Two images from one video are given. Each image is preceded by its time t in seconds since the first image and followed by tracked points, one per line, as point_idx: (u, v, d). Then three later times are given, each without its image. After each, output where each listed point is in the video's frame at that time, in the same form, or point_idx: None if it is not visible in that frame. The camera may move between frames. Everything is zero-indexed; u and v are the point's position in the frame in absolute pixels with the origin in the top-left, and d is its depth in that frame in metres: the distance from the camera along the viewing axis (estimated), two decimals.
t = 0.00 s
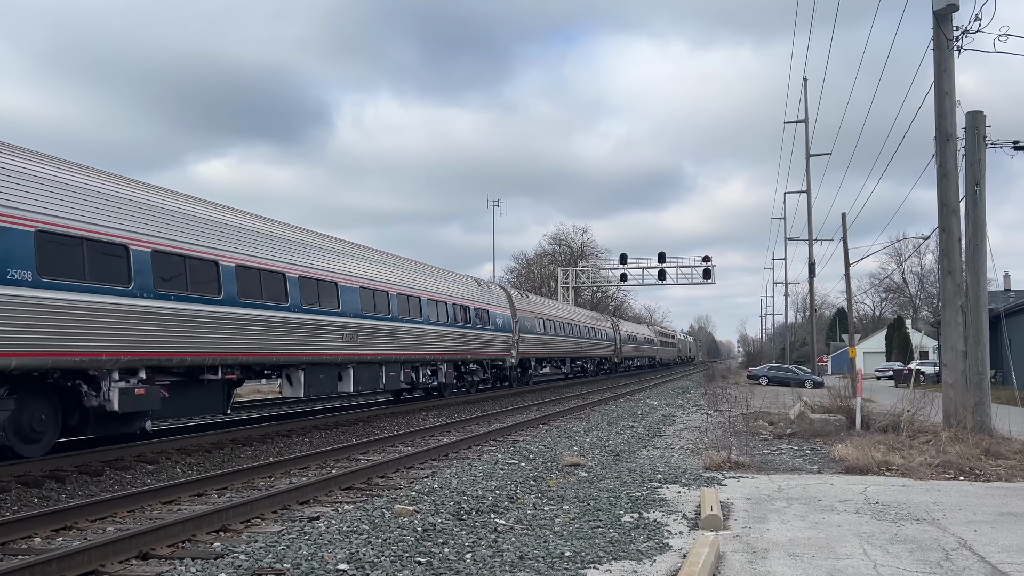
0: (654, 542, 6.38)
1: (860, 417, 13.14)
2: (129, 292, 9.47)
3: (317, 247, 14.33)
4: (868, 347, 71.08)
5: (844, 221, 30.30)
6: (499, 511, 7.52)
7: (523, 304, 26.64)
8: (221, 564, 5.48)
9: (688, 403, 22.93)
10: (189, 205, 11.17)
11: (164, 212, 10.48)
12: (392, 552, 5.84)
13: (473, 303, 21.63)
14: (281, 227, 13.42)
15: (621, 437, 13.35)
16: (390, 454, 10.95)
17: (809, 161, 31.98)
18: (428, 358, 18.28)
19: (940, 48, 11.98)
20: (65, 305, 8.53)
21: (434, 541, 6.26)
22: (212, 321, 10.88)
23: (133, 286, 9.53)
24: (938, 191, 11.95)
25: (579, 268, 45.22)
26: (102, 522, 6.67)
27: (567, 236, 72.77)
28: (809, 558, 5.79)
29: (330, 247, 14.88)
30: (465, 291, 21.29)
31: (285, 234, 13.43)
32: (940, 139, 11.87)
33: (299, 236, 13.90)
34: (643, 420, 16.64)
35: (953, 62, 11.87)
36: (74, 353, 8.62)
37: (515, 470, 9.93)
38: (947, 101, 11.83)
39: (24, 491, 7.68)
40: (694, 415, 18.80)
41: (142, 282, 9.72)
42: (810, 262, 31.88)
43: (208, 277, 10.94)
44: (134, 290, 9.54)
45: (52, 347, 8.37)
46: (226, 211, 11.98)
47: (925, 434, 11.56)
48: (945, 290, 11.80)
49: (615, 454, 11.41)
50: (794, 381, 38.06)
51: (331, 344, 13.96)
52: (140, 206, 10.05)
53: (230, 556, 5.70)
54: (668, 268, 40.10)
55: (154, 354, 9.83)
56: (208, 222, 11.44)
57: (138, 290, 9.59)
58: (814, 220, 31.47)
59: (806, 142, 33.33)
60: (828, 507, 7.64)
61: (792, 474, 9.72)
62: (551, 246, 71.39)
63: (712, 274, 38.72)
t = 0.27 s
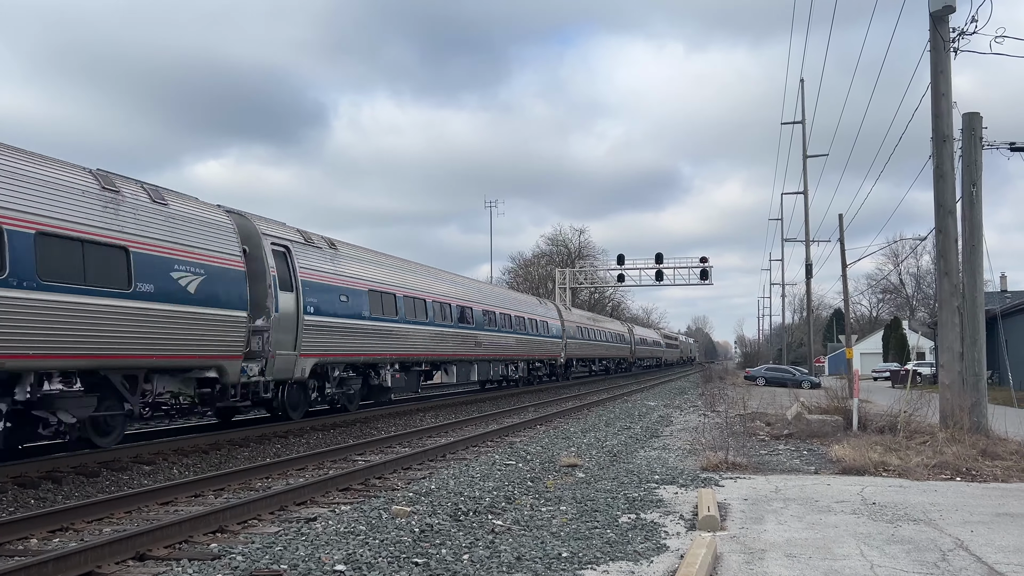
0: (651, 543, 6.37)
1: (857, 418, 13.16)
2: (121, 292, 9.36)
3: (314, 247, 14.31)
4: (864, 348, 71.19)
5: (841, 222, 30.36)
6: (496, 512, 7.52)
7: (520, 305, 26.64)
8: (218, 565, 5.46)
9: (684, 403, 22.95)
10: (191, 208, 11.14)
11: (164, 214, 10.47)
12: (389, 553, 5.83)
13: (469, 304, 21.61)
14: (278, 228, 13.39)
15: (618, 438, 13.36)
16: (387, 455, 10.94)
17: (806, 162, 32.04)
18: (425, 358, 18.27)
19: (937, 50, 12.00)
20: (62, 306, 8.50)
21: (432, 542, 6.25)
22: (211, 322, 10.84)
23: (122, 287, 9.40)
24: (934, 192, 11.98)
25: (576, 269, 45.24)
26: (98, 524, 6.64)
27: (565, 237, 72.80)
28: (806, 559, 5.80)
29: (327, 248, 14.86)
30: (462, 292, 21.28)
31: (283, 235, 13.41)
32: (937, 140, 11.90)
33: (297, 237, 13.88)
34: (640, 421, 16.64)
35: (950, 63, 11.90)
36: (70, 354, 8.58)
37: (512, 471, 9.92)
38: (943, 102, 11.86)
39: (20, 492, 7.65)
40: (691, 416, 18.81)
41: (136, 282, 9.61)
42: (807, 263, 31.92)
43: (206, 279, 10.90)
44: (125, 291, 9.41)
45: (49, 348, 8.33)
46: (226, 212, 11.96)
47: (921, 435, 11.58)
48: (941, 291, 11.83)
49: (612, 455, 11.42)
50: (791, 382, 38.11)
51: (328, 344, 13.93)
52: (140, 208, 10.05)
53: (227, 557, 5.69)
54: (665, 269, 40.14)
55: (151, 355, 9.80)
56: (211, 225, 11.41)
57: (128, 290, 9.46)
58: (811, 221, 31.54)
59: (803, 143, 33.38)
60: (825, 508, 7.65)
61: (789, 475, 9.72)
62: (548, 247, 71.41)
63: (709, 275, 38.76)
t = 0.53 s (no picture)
0: (650, 544, 6.37)
1: (856, 419, 13.16)
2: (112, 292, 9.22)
3: (313, 248, 14.30)
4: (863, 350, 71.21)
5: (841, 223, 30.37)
6: (495, 513, 7.52)
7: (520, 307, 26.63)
8: (216, 566, 5.46)
9: (683, 405, 22.95)
10: (187, 208, 11.15)
11: (161, 214, 10.49)
12: (388, 554, 5.83)
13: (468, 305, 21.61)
14: (277, 229, 13.39)
15: (617, 439, 13.35)
16: (387, 456, 10.93)
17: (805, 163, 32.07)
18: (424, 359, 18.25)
19: (935, 51, 12.02)
20: (61, 307, 8.49)
21: (431, 543, 6.25)
22: (209, 323, 10.83)
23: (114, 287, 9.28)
24: (933, 193, 11.99)
25: (575, 270, 45.25)
26: (97, 525, 6.63)
27: (564, 238, 72.80)
28: (805, 560, 5.80)
29: (326, 249, 14.85)
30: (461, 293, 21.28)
31: (281, 236, 13.40)
32: (936, 141, 11.91)
33: (295, 238, 13.88)
34: (639, 422, 16.64)
35: (948, 64, 11.91)
36: (67, 356, 8.56)
37: (511, 472, 9.92)
38: (942, 103, 11.88)
39: (17, 493, 7.64)
40: (690, 417, 18.80)
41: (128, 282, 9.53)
42: (806, 264, 31.93)
43: (202, 279, 10.89)
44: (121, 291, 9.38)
45: (47, 349, 8.31)
46: (222, 212, 11.97)
47: (920, 436, 11.59)
48: (940, 292, 11.84)
49: (611, 456, 11.42)
50: (790, 383, 38.10)
51: (327, 345, 13.92)
52: (137, 209, 10.07)
53: (225, 558, 5.68)
54: (664, 270, 40.16)
55: (148, 357, 9.78)
56: (207, 225, 11.42)
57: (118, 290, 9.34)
58: (810, 223, 31.56)
59: (802, 144, 33.40)
60: (824, 509, 7.65)
61: (788, 476, 9.72)
62: (547, 248, 71.44)
63: (708, 276, 38.78)
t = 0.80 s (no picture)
0: (649, 545, 6.37)
1: (856, 420, 13.16)
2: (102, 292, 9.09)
3: (312, 249, 14.29)
4: (862, 350, 71.21)
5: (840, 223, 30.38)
6: (495, 513, 7.52)
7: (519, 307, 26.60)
8: (216, 566, 5.47)
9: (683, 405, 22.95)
10: (185, 210, 11.13)
11: (160, 216, 10.49)
12: (388, 555, 5.83)
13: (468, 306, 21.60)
14: (277, 230, 13.38)
15: (617, 440, 13.36)
16: (387, 456, 10.92)
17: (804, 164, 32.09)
18: (424, 360, 18.25)
19: (935, 51, 12.03)
20: (60, 307, 8.48)
21: (430, 543, 6.25)
22: (210, 324, 10.82)
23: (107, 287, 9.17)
24: (932, 194, 11.99)
25: (575, 271, 45.26)
26: (96, 525, 6.63)
27: (564, 239, 72.78)
28: (805, 560, 5.80)
29: (326, 249, 14.85)
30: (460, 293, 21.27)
31: (281, 236, 13.39)
32: (935, 142, 11.92)
33: (295, 238, 13.87)
34: (639, 423, 16.64)
35: (948, 64, 11.92)
36: (67, 357, 8.54)
37: (511, 472, 9.92)
38: (941, 104, 11.88)
39: (17, 494, 7.63)
40: (690, 418, 18.80)
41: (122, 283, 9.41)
42: (806, 265, 31.93)
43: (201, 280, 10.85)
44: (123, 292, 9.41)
45: (47, 349, 8.30)
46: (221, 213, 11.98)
47: (920, 436, 11.59)
48: (939, 293, 11.84)
49: (611, 456, 11.42)
50: (790, 383, 38.09)
51: (327, 345, 13.91)
52: (138, 211, 10.07)
53: (225, 558, 5.68)
54: (664, 270, 40.15)
55: (148, 358, 9.77)
56: (206, 226, 11.41)
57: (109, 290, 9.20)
58: (809, 223, 31.55)
59: (801, 145, 33.41)
60: (824, 509, 7.65)
61: (788, 477, 9.71)
62: (547, 249, 71.46)
63: (708, 277, 38.79)
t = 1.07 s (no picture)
0: (649, 545, 6.37)
1: (856, 420, 13.16)
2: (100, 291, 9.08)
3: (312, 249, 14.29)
4: (862, 351, 71.22)
5: (840, 224, 30.39)
6: (495, 514, 7.52)
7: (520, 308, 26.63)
8: (216, 566, 5.46)
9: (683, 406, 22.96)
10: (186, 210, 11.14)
11: (159, 215, 10.50)
12: (388, 555, 5.83)
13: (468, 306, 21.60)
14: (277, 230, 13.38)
15: (617, 440, 13.36)
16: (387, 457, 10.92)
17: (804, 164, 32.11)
18: (424, 360, 18.24)
19: (935, 51, 12.03)
20: (61, 308, 8.48)
21: (430, 544, 6.25)
22: (210, 324, 10.82)
23: (107, 286, 9.18)
24: (933, 194, 12.00)
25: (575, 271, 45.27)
26: (96, 526, 6.63)
27: (564, 239, 72.78)
28: (805, 561, 5.80)
29: (326, 250, 14.84)
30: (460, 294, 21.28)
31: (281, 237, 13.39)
32: (935, 142, 11.92)
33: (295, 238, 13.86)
34: (639, 423, 16.63)
35: (948, 65, 11.92)
36: (69, 356, 8.55)
37: (511, 472, 9.91)
38: (941, 104, 11.89)
39: (17, 494, 7.63)
40: (690, 418, 18.79)
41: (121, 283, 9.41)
42: (806, 265, 31.94)
43: (201, 279, 10.87)
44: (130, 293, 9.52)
45: (48, 350, 8.31)
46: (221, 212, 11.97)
47: (920, 437, 11.59)
48: (940, 293, 11.84)
49: (611, 456, 11.42)
50: (790, 384, 38.09)
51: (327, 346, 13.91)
52: (136, 209, 10.06)
53: (225, 559, 5.68)
54: (664, 271, 40.15)
55: (149, 358, 9.77)
56: (205, 226, 11.41)
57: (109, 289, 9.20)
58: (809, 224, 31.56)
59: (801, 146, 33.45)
60: (824, 510, 7.65)
61: (788, 477, 9.71)
62: (547, 249, 71.47)
63: (708, 277, 38.80)
